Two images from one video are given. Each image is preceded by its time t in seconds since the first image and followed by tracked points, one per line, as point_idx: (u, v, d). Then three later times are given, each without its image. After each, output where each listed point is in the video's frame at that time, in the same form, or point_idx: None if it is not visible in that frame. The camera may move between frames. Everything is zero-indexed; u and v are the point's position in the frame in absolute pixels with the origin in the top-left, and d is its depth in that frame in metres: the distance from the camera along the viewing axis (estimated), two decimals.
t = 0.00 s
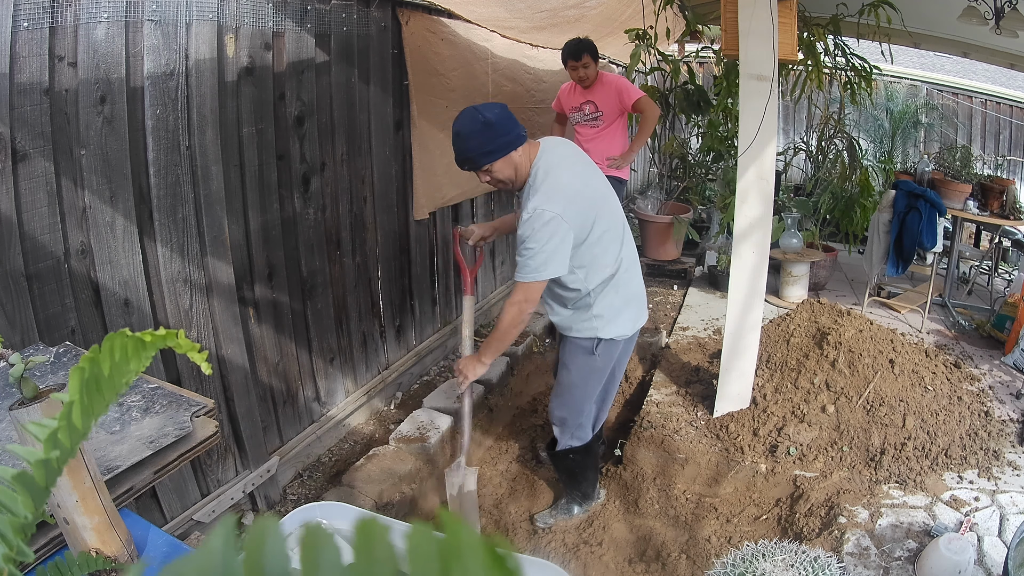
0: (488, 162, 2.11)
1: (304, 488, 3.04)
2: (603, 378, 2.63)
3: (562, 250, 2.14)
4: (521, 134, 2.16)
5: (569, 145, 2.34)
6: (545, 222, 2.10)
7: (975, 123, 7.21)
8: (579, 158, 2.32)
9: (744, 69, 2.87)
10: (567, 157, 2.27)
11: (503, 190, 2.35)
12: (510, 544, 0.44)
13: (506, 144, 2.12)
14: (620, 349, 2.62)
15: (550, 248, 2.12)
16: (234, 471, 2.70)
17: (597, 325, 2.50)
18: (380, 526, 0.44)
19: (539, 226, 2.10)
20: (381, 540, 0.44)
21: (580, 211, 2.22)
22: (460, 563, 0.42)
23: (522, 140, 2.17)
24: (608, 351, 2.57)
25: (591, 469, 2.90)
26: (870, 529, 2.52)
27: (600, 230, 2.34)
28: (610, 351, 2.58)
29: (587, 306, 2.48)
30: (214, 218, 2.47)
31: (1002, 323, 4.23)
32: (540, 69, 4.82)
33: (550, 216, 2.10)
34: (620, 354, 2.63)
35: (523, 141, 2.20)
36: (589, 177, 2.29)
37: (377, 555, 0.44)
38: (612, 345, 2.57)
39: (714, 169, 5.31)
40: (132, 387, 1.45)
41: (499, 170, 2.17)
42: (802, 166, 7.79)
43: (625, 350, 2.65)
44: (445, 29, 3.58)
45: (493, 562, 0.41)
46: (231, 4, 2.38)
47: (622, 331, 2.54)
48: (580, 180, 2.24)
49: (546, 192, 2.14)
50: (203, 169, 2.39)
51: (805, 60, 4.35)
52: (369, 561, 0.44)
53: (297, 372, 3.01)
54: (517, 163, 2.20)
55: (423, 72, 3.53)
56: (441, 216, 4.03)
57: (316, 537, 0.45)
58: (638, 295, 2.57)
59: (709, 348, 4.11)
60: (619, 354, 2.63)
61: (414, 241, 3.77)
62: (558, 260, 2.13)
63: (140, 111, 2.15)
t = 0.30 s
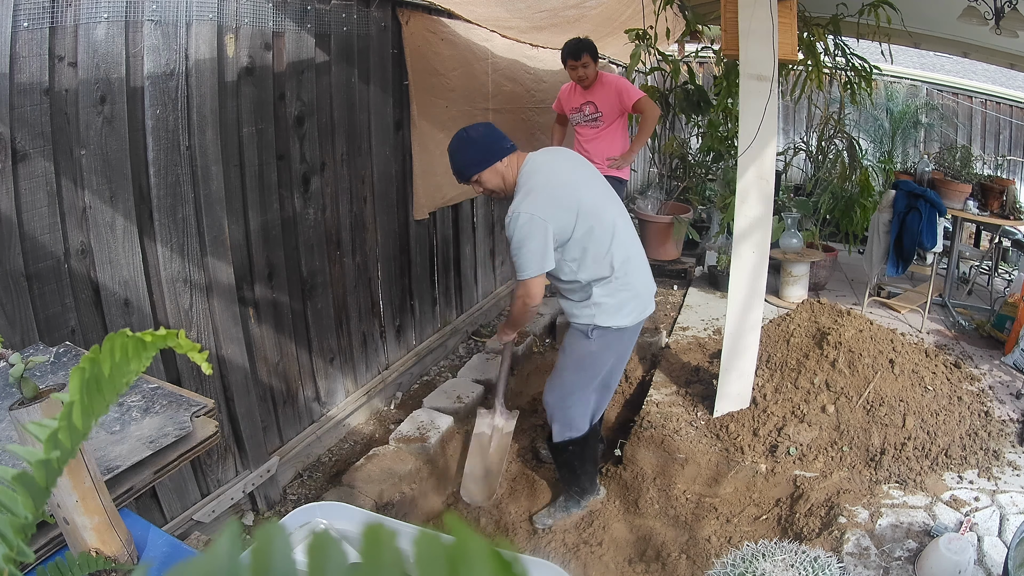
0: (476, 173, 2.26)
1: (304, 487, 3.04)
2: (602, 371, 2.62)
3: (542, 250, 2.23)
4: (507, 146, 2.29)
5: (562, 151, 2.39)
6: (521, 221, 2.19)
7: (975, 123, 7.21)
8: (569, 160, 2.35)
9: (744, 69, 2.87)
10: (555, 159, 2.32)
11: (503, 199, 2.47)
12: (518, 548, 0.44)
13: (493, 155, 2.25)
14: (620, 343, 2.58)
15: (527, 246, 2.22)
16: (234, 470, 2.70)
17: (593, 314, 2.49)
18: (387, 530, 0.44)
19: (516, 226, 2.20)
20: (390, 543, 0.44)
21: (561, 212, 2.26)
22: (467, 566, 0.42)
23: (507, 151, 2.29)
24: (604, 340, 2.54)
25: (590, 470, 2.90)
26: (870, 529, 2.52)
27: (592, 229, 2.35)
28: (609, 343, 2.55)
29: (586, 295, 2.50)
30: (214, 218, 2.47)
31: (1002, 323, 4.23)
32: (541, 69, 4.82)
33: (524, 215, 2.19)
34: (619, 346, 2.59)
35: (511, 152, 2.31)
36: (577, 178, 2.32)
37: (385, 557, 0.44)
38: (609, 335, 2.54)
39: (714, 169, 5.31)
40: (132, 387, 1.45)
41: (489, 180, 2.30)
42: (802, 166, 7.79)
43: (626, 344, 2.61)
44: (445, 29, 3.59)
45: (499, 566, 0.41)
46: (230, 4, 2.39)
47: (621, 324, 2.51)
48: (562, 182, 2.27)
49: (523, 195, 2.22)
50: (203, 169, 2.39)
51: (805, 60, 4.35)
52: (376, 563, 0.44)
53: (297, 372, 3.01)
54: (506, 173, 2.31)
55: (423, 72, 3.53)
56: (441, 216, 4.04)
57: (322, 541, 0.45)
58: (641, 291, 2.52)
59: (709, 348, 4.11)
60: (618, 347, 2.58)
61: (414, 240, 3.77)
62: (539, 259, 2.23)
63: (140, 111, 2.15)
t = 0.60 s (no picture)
0: (455, 219, 2.30)
1: (304, 487, 3.04)
2: (603, 385, 2.60)
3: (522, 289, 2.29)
4: (483, 187, 2.31)
5: (541, 182, 2.39)
6: (498, 262, 2.23)
7: (975, 123, 7.22)
8: (548, 191, 2.36)
9: (744, 69, 2.87)
10: (533, 193, 2.33)
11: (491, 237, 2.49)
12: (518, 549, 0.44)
13: (470, 200, 2.28)
14: (623, 355, 2.56)
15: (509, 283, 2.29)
16: (234, 470, 2.70)
17: (593, 331, 2.48)
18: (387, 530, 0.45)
19: (496, 267, 2.25)
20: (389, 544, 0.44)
21: (538, 248, 2.26)
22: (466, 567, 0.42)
23: (483, 194, 2.31)
24: (606, 354, 2.53)
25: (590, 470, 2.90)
26: (870, 529, 2.52)
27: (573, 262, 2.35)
28: (611, 356, 2.54)
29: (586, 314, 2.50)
30: (214, 218, 2.47)
31: (1002, 323, 4.23)
32: (541, 69, 4.83)
33: (500, 257, 2.23)
34: (623, 359, 2.57)
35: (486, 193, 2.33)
36: (546, 212, 2.29)
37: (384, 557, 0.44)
38: (611, 349, 2.53)
39: (714, 169, 5.32)
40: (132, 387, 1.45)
41: (467, 225, 2.34)
42: (802, 166, 7.80)
43: (631, 353, 2.59)
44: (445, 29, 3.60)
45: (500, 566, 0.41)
46: (230, 4, 2.39)
47: (623, 337, 2.50)
48: (533, 222, 2.26)
49: (498, 236, 2.24)
50: (203, 169, 2.39)
51: (805, 60, 4.35)
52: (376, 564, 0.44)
53: (297, 372, 3.01)
54: (482, 216, 2.34)
55: (423, 72, 3.54)
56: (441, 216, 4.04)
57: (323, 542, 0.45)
58: (642, 300, 2.48)
59: (709, 348, 4.11)
60: (621, 359, 2.57)
61: (414, 240, 3.77)
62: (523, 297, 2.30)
63: (140, 111, 2.15)
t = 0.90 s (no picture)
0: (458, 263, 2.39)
1: (304, 487, 3.04)
2: (606, 386, 2.59)
3: (531, 316, 2.32)
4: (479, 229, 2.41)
5: (537, 214, 2.44)
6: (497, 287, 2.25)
7: (975, 123, 7.22)
8: (543, 221, 2.41)
9: (744, 69, 2.87)
10: (529, 223, 2.38)
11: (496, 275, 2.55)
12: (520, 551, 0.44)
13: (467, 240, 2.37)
14: (627, 357, 2.56)
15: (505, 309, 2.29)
16: (234, 470, 2.70)
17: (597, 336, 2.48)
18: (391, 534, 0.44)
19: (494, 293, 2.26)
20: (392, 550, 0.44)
21: (534, 271, 2.29)
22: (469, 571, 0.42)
23: (479, 235, 2.41)
24: (612, 354, 2.52)
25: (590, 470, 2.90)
26: (870, 529, 2.52)
27: (568, 281, 2.36)
28: (616, 357, 2.54)
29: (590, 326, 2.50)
30: (214, 218, 2.47)
31: (1002, 323, 4.23)
32: (541, 69, 4.83)
33: (498, 282, 2.25)
34: (627, 359, 2.56)
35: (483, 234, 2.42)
36: (539, 237, 2.34)
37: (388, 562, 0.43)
38: (615, 351, 2.52)
39: (714, 169, 5.33)
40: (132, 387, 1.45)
41: (470, 266, 2.43)
42: (802, 166, 7.80)
43: (635, 355, 2.59)
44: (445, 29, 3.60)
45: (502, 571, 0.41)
46: (231, 4, 2.38)
47: (627, 340, 2.50)
48: (526, 249, 2.29)
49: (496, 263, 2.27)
50: (203, 169, 2.39)
51: (805, 60, 4.35)
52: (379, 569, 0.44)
53: (297, 372, 3.01)
54: (483, 256, 2.42)
55: (423, 72, 3.54)
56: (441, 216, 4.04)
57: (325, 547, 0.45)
58: (643, 302, 2.48)
59: (709, 348, 4.11)
60: (626, 360, 2.57)
61: (414, 240, 3.77)
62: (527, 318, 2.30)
63: (140, 111, 2.15)
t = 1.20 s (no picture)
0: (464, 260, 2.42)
1: (304, 487, 3.03)
2: (607, 385, 2.59)
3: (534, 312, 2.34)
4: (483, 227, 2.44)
5: (543, 209, 2.47)
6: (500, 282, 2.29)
7: (975, 123, 7.22)
8: (546, 216, 2.43)
9: (744, 69, 2.87)
10: (535, 219, 2.41)
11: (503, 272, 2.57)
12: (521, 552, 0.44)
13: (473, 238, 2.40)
14: (628, 357, 2.55)
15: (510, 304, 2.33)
16: (234, 470, 2.70)
17: (599, 335, 2.47)
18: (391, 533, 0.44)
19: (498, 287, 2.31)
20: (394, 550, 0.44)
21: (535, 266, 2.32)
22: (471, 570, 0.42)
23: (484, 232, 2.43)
24: (612, 354, 2.51)
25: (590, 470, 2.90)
26: (870, 529, 2.52)
27: (568, 279, 2.37)
28: (617, 357, 2.52)
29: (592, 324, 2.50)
30: (214, 218, 2.47)
31: (1002, 323, 4.23)
32: (541, 69, 4.83)
33: (501, 276, 2.29)
34: (627, 360, 2.55)
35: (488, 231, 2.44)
36: (541, 233, 2.36)
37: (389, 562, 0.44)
38: (616, 351, 2.51)
39: (714, 169, 5.34)
40: (132, 387, 1.45)
41: (476, 263, 2.45)
42: (802, 166, 7.80)
43: (636, 355, 2.58)
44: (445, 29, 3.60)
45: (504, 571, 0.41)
46: (231, 4, 2.38)
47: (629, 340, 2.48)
48: (528, 245, 2.32)
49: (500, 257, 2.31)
50: (203, 169, 2.39)
51: (805, 60, 4.34)
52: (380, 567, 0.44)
53: (297, 372, 3.01)
54: (488, 252, 2.44)
55: (423, 72, 3.53)
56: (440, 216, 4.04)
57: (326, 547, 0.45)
58: (643, 301, 2.47)
59: (709, 348, 4.11)
60: (626, 361, 2.56)
61: (413, 240, 3.77)
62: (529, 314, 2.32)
63: (140, 112, 2.15)
